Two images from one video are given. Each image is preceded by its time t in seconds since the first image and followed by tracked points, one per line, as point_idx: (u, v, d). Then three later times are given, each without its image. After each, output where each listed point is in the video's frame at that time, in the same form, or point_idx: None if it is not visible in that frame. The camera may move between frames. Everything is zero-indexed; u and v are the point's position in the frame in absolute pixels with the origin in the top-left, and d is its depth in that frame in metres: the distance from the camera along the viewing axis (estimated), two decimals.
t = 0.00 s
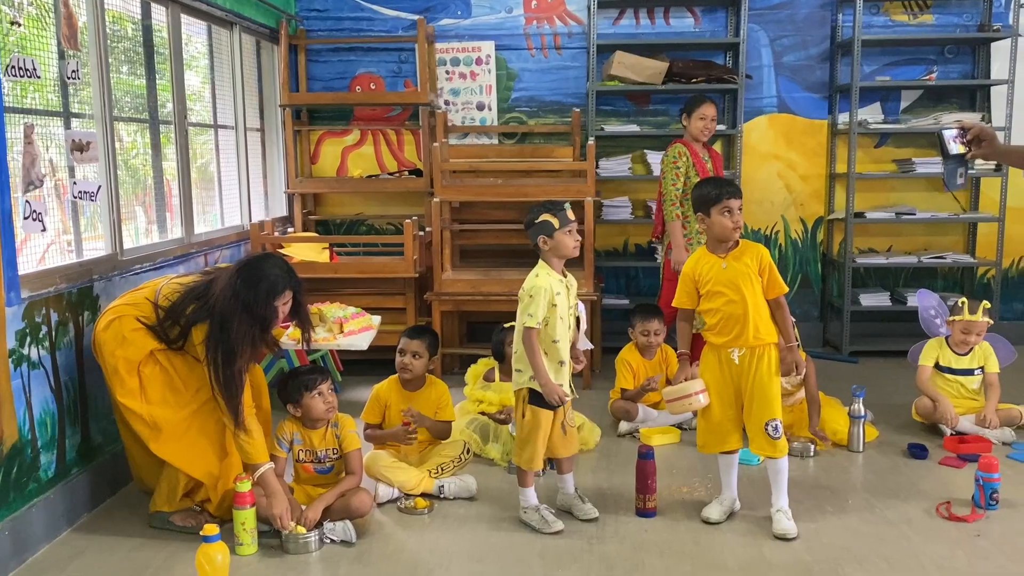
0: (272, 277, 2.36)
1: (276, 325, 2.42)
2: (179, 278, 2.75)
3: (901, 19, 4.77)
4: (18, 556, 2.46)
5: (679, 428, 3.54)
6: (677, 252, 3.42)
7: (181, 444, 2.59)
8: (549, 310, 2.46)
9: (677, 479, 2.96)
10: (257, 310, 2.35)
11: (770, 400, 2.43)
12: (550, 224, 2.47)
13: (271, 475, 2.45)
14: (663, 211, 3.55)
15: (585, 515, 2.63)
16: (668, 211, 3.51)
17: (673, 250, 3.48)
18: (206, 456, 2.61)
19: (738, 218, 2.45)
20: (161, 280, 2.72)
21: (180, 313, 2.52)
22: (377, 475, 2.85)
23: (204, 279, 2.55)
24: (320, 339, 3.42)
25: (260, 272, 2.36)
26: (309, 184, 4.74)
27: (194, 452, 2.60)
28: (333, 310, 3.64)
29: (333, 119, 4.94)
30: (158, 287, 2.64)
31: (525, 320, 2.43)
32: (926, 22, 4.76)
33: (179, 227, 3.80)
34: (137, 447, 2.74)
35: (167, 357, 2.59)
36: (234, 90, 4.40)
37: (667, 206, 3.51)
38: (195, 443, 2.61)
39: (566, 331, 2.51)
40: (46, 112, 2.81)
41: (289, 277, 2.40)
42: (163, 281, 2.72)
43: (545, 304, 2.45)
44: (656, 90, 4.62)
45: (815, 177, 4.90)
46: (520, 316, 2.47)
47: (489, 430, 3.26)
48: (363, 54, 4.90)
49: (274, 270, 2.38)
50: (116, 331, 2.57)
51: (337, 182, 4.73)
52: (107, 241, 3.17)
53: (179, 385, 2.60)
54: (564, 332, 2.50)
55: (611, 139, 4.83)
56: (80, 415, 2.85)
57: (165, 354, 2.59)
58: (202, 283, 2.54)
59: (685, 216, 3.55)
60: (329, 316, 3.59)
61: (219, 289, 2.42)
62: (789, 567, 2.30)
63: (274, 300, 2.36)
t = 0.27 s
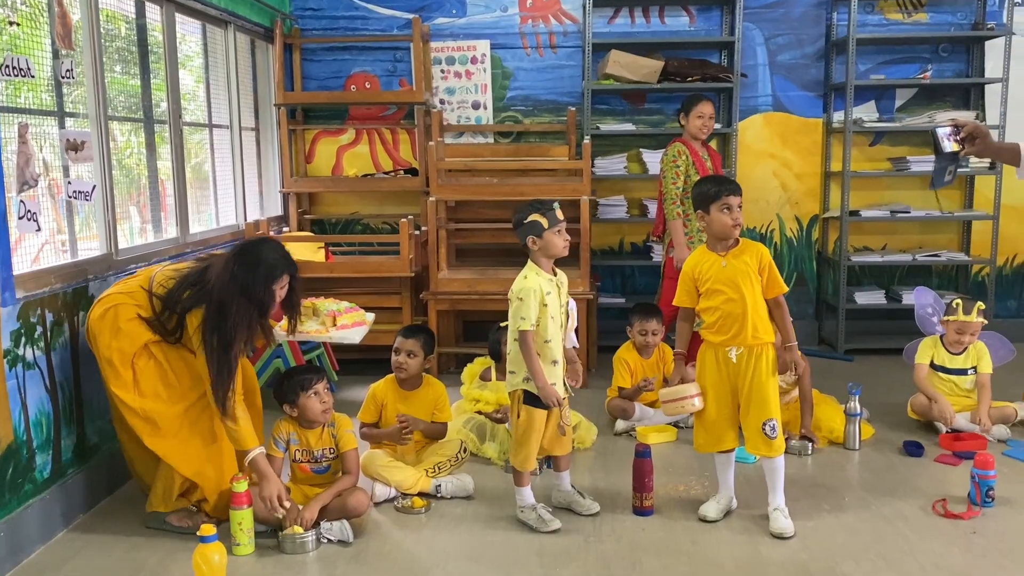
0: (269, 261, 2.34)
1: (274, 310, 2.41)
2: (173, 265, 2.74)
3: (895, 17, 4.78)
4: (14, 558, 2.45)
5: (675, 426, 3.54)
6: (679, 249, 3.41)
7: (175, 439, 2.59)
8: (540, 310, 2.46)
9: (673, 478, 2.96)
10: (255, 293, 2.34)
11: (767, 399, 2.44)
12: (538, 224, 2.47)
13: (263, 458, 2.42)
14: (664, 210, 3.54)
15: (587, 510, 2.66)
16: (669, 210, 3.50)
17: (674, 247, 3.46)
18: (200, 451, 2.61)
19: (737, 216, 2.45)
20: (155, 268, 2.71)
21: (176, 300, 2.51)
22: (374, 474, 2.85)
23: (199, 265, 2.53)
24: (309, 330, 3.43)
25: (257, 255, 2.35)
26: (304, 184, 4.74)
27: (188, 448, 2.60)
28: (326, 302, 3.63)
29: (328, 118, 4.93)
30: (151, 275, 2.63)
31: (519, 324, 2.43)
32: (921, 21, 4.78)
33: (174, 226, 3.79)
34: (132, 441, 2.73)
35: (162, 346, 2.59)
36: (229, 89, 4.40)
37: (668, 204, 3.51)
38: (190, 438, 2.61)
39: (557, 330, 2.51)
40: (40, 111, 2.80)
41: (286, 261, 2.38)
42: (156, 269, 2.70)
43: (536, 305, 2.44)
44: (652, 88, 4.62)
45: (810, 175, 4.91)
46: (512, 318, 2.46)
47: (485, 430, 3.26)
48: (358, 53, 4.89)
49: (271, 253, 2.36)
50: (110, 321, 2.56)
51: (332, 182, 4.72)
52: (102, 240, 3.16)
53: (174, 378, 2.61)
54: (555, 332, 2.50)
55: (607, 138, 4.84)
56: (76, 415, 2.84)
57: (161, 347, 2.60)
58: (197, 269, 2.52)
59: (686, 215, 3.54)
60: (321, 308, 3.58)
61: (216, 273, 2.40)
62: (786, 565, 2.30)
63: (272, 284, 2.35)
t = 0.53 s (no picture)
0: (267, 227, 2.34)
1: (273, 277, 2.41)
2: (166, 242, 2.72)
3: (890, 16, 4.79)
4: (11, 558, 2.44)
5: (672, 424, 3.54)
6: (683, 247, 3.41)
7: (171, 429, 2.57)
8: (536, 307, 2.46)
9: (671, 475, 2.97)
10: (254, 259, 2.33)
11: (765, 397, 2.44)
12: (531, 224, 2.47)
13: (245, 417, 2.40)
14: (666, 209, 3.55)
15: (582, 508, 2.67)
16: (671, 208, 3.50)
17: (679, 245, 3.46)
18: (195, 443, 2.60)
19: (738, 213, 2.46)
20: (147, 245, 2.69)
21: (172, 273, 2.50)
22: (371, 473, 2.84)
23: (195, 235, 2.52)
24: (303, 313, 3.63)
25: (257, 222, 2.34)
26: (300, 183, 4.73)
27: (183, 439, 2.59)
28: (323, 287, 3.80)
29: (324, 117, 4.92)
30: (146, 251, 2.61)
31: (516, 321, 2.43)
32: (915, 19, 4.79)
33: (169, 226, 3.78)
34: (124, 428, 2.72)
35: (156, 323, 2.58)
36: (224, 88, 4.39)
37: (670, 203, 3.51)
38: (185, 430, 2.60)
39: (554, 328, 2.51)
40: (34, 110, 2.79)
41: (284, 227, 2.38)
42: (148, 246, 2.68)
43: (531, 302, 2.44)
44: (648, 87, 4.63)
45: (806, 174, 4.92)
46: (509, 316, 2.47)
47: (483, 428, 3.27)
48: (354, 52, 4.88)
49: (268, 219, 2.36)
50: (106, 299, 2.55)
51: (328, 180, 4.71)
52: (98, 240, 3.16)
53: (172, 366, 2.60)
54: (552, 329, 2.50)
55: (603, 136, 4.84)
56: (73, 414, 2.84)
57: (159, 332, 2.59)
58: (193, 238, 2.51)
59: (687, 213, 3.53)
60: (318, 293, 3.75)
61: (214, 240, 2.39)
62: (784, 562, 2.31)
63: (271, 249, 2.35)
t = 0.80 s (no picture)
0: (263, 182, 2.40)
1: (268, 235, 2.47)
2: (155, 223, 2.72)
3: (885, 13, 4.80)
4: (6, 558, 2.43)
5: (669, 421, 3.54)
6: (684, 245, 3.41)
7: (169, 416, 2.56)
8: (535, 304, 2.46)
9: (668, 472, 2.98)
10: (255, 216, 2.40)
11: (764, 395, 2.44)
12: (530, 222, 2.47)
13: (225, 361, 2.41)
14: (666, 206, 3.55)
15: (579, 506, 2.67)
16: (671, 206, 3.50)
17: (679, 242, 3.47)
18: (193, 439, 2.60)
19: (735, 211, 2.46)
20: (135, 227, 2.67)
21: (163, 240, 2.49)
22: (368, 472, 2.84)
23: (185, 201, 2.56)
24: (297, 287, 3.51)
25: (257, 180, 2.41)
26: (295, 181, 4.72)
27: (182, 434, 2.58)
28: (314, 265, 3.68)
29: (319, 115, 4.91)
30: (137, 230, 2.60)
31: (516, 317, 2.43)
32: (909, 17, 4.80)
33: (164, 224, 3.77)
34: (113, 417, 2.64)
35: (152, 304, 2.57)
36: (219, 86, 4.38)
37: (670, 201, 3.51)
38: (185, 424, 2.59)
39: (553, 325, 2.51)
40: (28, 109, 2.78)
41: (279, 184, 2.45)
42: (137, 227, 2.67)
43: (531, 299, 2.45)
44: (644, 85, 4.63)
45: (801, 171, 4.93)
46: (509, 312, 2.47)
47: (480, 426, 3.27)
48: (348, 50, 4.87)
49: (264, 177, 2.42)
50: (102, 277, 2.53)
51: (323, 179, 4.71)
52: (92, 239, 3.14)
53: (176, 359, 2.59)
54: (552, 326, 2.51)
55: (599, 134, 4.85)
56: (68, 413, 2.82)
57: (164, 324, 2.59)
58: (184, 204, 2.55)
59: (687, 210, 3.53)
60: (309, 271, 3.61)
61: (211, 198, 2.43)
62: (781, 558, 2.31)
63: (271, 205, 2.42)
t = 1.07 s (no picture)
0: (256, 143, 2.50)
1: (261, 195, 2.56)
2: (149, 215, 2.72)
3: (879, 11, 4.81)
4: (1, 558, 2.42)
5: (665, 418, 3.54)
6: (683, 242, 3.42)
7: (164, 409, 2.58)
8: (535, 299, 2.46)
9: (665, 470, 2.98)
10: (251, 174, 2.50)
11: (761, 392, 2.44)
12: (531, 219, 2.46)
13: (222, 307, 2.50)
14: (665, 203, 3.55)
15: (576, 504, 2.67)
16: (669, 203, 3.50)
17: (679, 240, 3.48)
18: (186, 441, 2.63)
19: (731, 210, 2.46)
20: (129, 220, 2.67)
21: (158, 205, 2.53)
22: (365, 471, 2.84)
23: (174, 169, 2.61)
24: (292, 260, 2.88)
25: (252, 140, 2.51)
26: (290, 179, 4.71)
27: (176, 436, 2.61)
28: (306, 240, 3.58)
29: (313, 113, 4.89)
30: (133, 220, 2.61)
31: (514, 312, 2.43)
32: (904, 14, 4.81)
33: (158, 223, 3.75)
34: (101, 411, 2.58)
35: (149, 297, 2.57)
36: (212, 84, 4.36)
37: (668, 198, 3.51)
38: (179, 427, 2.62)
39: (555, 321, 2.51)
40: (20, 107, 2.76)
41: (271, 146, 2.55)
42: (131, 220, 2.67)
43: (531, 294, 2.44)
44: (639, 82, 4.62)
45: (795, 169, 4.94)
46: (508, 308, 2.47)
47: (476, 424, 3.25)
48: (343, 47, 4.86)
49: (257, 139, 2.52)
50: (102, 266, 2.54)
51: (318, 177, 4.69)
52: (86, 238, 3.13)
53: (181, 361, 2.62)
54: (552, 321, 2.50)
55: (594, 132, 4.85)
56: (62, 413, 2.81)
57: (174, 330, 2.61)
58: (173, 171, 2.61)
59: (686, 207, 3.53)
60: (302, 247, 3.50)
61: (205, 159, 2.52)
62: (779, 555, 2.32)
63: (266, 164, 2.52)
